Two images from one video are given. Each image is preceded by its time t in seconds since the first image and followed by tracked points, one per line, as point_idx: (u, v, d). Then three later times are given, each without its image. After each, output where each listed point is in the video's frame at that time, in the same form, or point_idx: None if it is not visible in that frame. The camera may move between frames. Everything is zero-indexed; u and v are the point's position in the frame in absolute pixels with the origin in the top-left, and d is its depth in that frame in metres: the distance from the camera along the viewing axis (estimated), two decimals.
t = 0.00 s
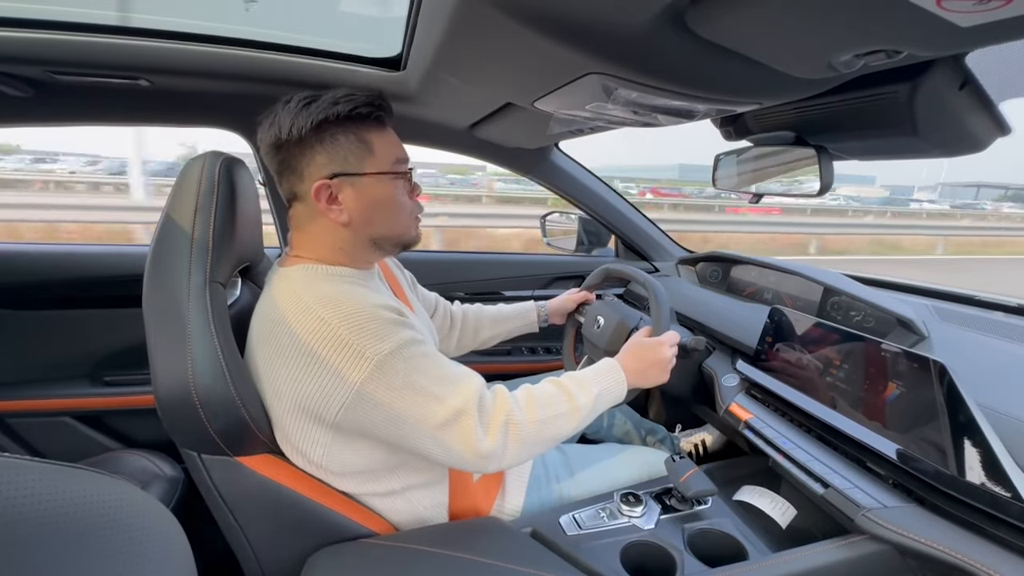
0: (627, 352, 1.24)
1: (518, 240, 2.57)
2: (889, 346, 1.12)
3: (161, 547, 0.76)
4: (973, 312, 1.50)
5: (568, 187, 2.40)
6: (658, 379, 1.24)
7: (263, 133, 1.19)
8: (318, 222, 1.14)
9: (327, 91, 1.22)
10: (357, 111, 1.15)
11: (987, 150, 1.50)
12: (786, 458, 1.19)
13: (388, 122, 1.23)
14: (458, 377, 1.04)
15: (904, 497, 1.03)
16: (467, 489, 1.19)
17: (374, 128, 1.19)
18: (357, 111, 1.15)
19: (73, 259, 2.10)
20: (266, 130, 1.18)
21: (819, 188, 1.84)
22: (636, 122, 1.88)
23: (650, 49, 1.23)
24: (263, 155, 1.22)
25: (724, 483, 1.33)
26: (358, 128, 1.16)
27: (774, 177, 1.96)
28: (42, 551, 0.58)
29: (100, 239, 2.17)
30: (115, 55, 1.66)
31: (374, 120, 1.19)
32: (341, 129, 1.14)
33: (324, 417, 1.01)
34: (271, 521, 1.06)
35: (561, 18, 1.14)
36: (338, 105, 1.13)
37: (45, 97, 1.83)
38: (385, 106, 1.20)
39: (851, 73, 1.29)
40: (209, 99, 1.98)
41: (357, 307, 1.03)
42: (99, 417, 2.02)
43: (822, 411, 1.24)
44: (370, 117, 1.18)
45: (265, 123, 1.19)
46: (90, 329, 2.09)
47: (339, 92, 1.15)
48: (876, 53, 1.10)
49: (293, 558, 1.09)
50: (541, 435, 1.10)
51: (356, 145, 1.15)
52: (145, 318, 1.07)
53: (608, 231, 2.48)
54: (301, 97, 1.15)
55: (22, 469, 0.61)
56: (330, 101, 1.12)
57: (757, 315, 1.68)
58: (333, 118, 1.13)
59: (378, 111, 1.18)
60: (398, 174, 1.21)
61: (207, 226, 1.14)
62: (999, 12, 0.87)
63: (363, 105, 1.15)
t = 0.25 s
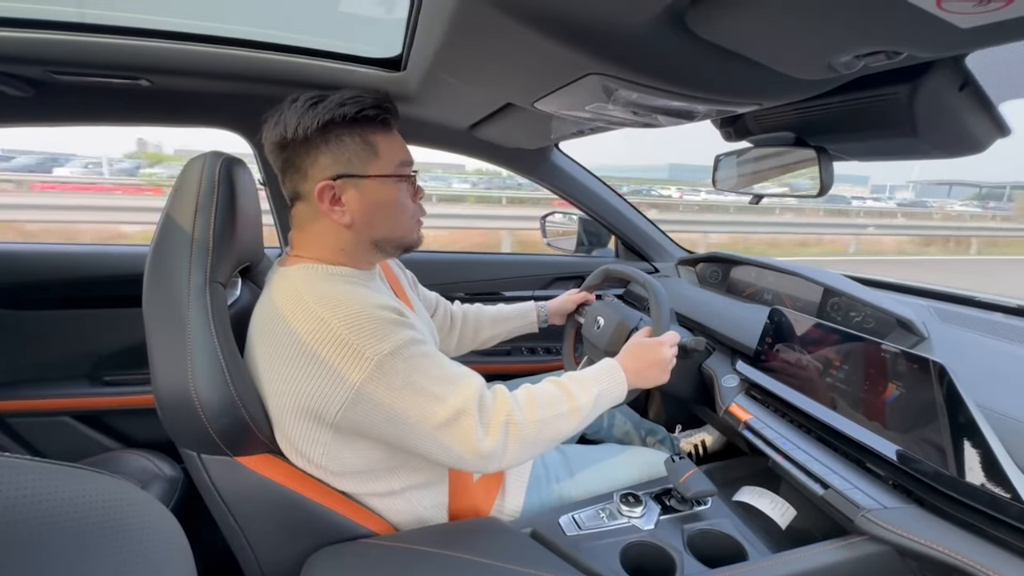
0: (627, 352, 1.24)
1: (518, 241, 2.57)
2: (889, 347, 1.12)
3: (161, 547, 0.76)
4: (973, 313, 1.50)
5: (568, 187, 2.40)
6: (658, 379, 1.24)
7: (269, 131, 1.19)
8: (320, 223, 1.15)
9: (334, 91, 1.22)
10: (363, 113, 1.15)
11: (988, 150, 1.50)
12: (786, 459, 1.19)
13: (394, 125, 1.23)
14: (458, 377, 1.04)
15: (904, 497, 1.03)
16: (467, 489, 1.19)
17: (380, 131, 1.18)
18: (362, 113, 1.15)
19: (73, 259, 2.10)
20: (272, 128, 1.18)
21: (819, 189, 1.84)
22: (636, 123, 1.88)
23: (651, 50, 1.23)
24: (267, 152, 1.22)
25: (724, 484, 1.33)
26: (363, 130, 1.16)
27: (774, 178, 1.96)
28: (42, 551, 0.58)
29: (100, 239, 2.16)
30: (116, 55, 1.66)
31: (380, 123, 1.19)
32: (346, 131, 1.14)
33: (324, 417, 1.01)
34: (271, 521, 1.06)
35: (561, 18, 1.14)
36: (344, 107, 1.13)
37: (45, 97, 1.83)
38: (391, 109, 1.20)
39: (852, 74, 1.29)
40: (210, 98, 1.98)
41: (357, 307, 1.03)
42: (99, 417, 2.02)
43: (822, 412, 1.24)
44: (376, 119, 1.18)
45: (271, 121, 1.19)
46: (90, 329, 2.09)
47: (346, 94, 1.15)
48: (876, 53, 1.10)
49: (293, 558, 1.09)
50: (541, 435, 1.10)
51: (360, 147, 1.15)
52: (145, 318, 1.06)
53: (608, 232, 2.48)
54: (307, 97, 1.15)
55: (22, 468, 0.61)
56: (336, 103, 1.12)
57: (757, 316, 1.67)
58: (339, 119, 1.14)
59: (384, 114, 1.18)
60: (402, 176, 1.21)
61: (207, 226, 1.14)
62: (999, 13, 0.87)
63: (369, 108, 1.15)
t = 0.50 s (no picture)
0: (628, 351, 1.24)
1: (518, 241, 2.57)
2: (889, 347, 1.12)
3: (161, 546, 0.76)
4: (973, 313, 1.50)
5: (568, 187, 2.40)
6: (658, 378, 1.24)
7: (274, 130, 1.19)
8: (322, 223, 1.15)
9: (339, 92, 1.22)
10: (368, 115, 1.15)
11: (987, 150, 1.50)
12: (786, 459, 1.19)
13: (399, 127, 1.23)
14: (458, 377, 1.04)
15: (904, 497, 1.03)
16: (467, 489, 1.19)
17: (385, 132, 1.18)
18: (368, 115, 1.15)
19: (73, 259, 2.10)
20: (277, 128, 1.18)
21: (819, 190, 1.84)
22: (636, 123, 1.88)
23: (651, 50, 1.23)
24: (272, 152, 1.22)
25: (724, 484, 1.34)
26: (369, 132, 1.16)
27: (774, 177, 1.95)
28: (42, 552, 0.58)
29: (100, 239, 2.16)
30: (115, 54, 1.66)
31: (386, 125, 1.18)
32: (352, 132, 1.14)
33: (324, 417, 1.01)
34: (271, 521, 1.06)
35: (561, 18, 1.14)
36: (350, 108, 1.13)
37: (45, 96, 1.83)
38: (396, 111, 1.20)
39: (852, 73, 1.29)
40: (210, 98, 1.98)
41: (357, 306, 1.03)
42: (99, 417, 2.02)
43: (822, 412, 1.24)
44: (381, 121, 1.18)
45: (277, 120, 1.19)
46: (90, 329, 2.09)
47: (352, 94, 1.15)
48: (876, 53, 1.10)
49: (293, 558, 1.09)
50: (541, 435, 1.10)
51: (366, 148, 1.15)
52: (145, 318, 1.06)
53: (608, 232, 2.48)
54: (314, 97, 1.15)
55: (20, 469, 0.61)
56: (342, 104, 1.12)
57: (757, 316, 1.67)
58: (344, 121, 1.13)
59: (389, 116, 1.18)
60: (405, 178, 1.20)
61: (207, 226, 1.14)
62: (999, 13, 0.87)
63: (375, 109, 1.15)
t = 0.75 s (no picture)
0: (628, 350, 1.24)
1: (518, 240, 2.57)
2: (889, 346, 1.12)
3: (160, 545, 0.76)
4: (973, 313, 1.50)
5: (568, 187, 2.40)
6: (658, 377, 1.24)
7: (274, 129, 1.19)
8: (322, 222, 1.15)
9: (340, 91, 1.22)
10: (370, 115, 1.15)
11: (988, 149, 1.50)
12: (786, 458, 1.19)
13: (400, 126, 1.23)
14: (458, 377, 1.04)
15: (903, 497, 1.03)
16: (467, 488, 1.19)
17: (386, 132, 1.18)
18: (369, 115, 1.15)
19: (73, 259, 2.10)
20: (278, 127, 1.18)
21: (819, 188, 1.83)
22: (636, 122, 1.88)
23: (651, 49, 1.23)
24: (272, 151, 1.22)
25: (724, 483, 1.34)
26: (370, 132, 1.15)
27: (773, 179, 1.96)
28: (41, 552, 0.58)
29: (100, 238, 2.16)
30: (115, 54, 1.66)
31: (386, 125, 1.18)
32: (353, 132, 1.14)
33: (324, 417, 1.01)
34: (271, 521, 1.06)
35: (561, 18, 1.14)
36: (351, 107, 1.13)
37: (45, 96, 1.83)
38: (397, 111, 1.20)
39: (851, 73, 1.29)
40: (209, 98, 1.98)
41: (356, 306, 1.03)
42: (99, 417, 2.02)
43: (822, 411, 1.24)
44: (382, 122, 1.18)
45: (278, 119, 1.19)
46: (90, 329, 2.09)
47: (354, 94, 1.15)
48: (876, 53, 1.10)
49: (293, 558, 1.09)
50: (541, 435, 1.10)
51: (366, 148, 1.15)
52: (145, 318, 1.07)
53: (608, 231, 2.48)
54: (315, 96, 1.15)
55: (23, 468, 0.61)
56: (343, 103, 1.12)
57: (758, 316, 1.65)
58: (345, 120, 1.13)
59: (390, 117, 1.18)
60: (406, 178, 1.20)
61: (207, 226, 1.14)
62: (999, 12, 0.87)
63: (375, 109, 1.15)
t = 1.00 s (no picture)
0: (627, 350, 1.24)
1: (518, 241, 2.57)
2: (889, 347, 1.12)
3: (158, 545, 0.76)
4: (974, 313, 1.50)
5: (568, 187, 2.40)
6: (659, 378, 1.24)
7: (271, 130, 1.19)
8: (322, 222, 1.15)
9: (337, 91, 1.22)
10: (366, 114, 1.15)
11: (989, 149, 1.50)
12: (786, 458, 1.19)
13: (396, 125, 1.22)
14: (459, 377, 1.04)
15: (904, 497, 1.03)
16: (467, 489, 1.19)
17: (384, 131, 1.18)
18: (366, 114, 1.15)
19: (73, 258, 2.10)
20: (274, 127, 1.18)
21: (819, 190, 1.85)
22: (636, 122, 1.88)
23: (651, 49, 1.23)
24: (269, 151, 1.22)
25: (724, 483, 1.34)
26: (368, 131, 1.15)
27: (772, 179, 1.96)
28: (39, 553, 0.58)
29: (100, 238, 2.16)
30: (116, 54, 1.66)
31: (383, 124, 1.18)
32: (350, 132, 1.14)
33: (324, 418, 1.01)
34: (271, 521, 1.06)
35: (561, 18, 1.14)
36: (347, 107, 1.13)
37: (46, 96, 1.83)
38: (395, 110, 1.20)
39: (852, 73, 1.29)
40: (210, 98, 1.98)
41: (356, 307, 1.03)
42: (98, 417, 2.02)
43: (822, 411, 1.24)
44: (379, 120, 1.18)
45: (274, 119, 1.19)
46: (90, 329, 2.09)
47: (350, 94, 1.15)
48: (876, 53, 1.10)
49: (292, 558, 1.09)
50: (541, 435, 1.10)
51: (364, 147, 1.15)
52: (145, 318, 1.06)
53: (608, 231, 2.48)
54: (310, 96, 1.15)
55: (23, 468, 0.61)
56: (339, 103, 1.12)
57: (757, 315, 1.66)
58: (341, 119, 1.13)
59: (388, 115, 1.18)
60: (404, 177, 1.20)
61: (207, 226, 1.14)
62: (999, 12, 0.87)
63: (372, 108, 1.15)
